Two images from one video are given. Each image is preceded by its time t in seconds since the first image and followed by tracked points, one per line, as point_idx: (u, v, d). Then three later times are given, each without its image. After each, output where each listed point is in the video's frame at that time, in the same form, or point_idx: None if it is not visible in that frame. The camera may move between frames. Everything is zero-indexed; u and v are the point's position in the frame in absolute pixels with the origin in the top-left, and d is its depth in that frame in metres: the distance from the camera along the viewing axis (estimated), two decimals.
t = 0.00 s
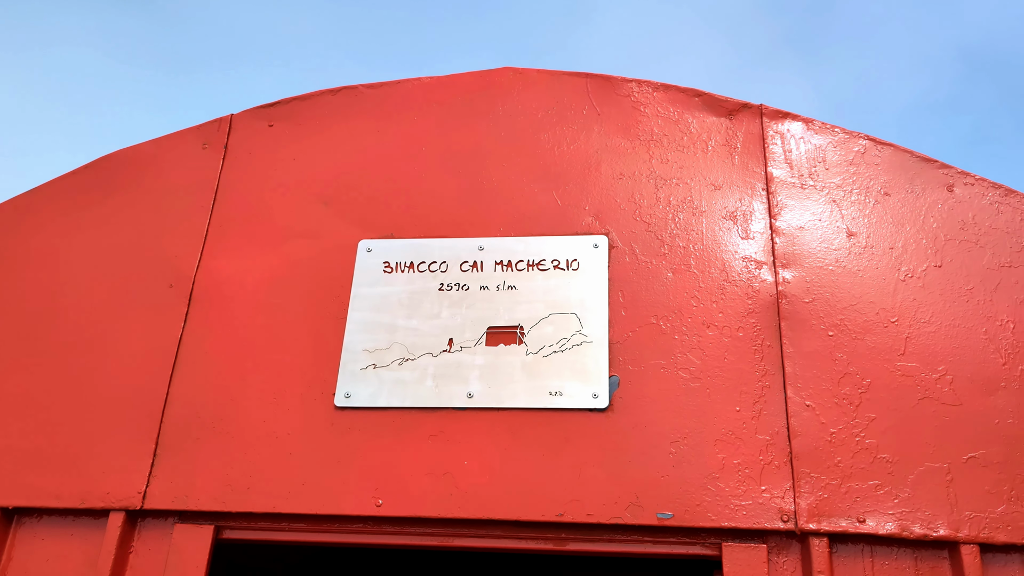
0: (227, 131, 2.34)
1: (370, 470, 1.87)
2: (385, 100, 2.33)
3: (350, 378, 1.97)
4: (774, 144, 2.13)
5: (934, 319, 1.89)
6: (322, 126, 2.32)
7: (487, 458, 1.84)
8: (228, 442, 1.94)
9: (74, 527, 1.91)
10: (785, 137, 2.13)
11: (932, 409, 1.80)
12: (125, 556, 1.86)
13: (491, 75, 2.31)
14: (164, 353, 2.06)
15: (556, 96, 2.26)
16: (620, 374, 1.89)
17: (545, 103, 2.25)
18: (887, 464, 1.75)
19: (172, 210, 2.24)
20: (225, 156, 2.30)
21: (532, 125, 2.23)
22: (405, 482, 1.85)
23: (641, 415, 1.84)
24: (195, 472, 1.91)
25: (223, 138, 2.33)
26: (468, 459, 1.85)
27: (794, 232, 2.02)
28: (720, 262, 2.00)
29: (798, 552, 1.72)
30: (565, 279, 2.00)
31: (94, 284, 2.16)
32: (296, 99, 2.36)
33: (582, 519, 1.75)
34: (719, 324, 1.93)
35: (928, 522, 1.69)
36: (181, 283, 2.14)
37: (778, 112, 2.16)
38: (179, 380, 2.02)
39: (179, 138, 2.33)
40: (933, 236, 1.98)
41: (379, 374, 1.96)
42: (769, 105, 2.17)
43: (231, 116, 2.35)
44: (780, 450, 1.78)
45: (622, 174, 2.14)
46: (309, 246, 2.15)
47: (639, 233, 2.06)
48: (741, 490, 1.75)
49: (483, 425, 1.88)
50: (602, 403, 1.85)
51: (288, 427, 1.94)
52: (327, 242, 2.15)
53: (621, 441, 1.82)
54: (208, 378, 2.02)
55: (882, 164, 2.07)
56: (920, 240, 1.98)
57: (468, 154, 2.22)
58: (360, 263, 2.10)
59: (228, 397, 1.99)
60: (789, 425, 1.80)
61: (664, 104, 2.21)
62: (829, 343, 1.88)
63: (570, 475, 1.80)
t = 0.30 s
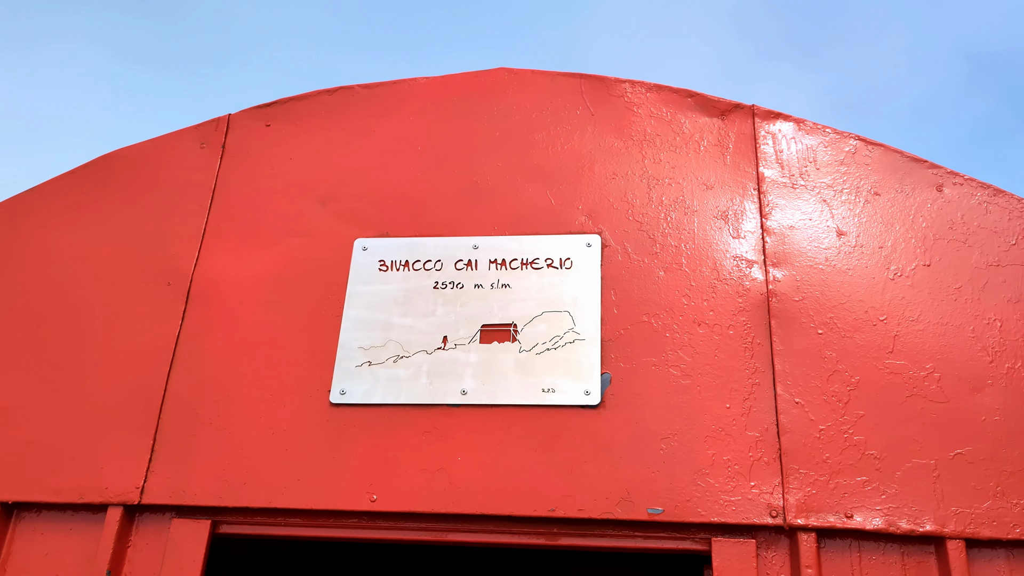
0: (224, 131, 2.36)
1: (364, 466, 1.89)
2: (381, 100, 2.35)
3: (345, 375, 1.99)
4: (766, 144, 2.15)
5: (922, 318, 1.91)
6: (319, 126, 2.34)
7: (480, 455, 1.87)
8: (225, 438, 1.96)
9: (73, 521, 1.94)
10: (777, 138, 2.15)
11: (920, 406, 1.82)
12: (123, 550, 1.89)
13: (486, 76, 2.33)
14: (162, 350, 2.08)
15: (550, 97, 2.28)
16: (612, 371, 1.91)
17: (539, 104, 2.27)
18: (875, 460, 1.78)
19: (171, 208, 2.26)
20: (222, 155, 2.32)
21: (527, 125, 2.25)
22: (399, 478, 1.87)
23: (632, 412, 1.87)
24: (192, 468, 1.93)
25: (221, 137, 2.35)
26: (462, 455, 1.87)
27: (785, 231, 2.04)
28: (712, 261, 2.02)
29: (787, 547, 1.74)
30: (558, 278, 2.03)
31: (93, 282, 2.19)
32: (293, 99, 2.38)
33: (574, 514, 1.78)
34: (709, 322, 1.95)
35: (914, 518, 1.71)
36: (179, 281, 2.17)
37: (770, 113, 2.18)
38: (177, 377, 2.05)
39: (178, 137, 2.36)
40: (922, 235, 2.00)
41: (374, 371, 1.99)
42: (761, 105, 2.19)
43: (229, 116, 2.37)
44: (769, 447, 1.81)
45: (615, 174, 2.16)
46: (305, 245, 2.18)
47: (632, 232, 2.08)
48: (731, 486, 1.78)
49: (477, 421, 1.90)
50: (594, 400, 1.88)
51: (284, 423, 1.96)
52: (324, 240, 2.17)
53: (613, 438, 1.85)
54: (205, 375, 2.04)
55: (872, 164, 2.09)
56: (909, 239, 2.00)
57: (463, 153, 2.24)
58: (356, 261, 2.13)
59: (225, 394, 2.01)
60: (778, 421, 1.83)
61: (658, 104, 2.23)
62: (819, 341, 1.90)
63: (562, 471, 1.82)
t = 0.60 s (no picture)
0: (216, 122, 2.37)
1: (354, 453, 1.91)
2: (372, 92, 2.37)
3: (335, 364, 2.01)
4: (752, 137, 2.17)
5: (904, 309, 1.94)
6: (310, 118, 2.35)
7: (468, 442, 1.89)
8: (216, 426, 1.98)
9: (64, 508, 1.96)
10: (763, 131, 2.18)
11: (901, 396, 1.85)
12: (114, 536, 1.91)
13: (476, 69, 2.35)
14: (153, 339, 2.10)
15: (540, 90, 2.30)
16: (599, 361, 1.94)
17: (528, 97, 2.29)
18: (856, 449, 1.80)
19: (163, 199, 2.28)
20: (214, 146, 2.34)
21: (516, 118, 2.27)
22: (388, 466, 1.89)
23: (618, 400, 1.89)
24: (183, 455, 1.95)
25: (213, 129, 2.36)
26: (450, 443, 1.90)
27: (770, 224, 2.07)
28: (698, 253, 2.05)
29: (769, 534, 1.77)
30: (546, 269, 2.05)
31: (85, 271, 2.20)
32: (284, 91, 2.39)
33: (560, 501, 1.80)
34: (695, 313, 1.97)
35: (895, 505, 1.74)
36: (170, 271, 2.18)
37: (756, 106, 2.20)
38: (168, 366, 2.06)
39: (169, 128, 2.37)
40: (905, 227, 2.03)
41: (363, 360, 2.01)
42: (747, 99, 2.21)
43: (221, 107, 2.38)
44: (753, 436, 1.84)
45: (604, 166, 2.18)
46: (296, 235, 2.19)
47: (619, 224, 2.10)
48: (714, 474, 1.80)
49: (465, 410, 1.92)
50: (581, 389, 1.90)
51: (275, 411, 1.98)
52: (314, 231, 2.19)
53: (599, 426, 1.87)
54: (196, 363, 2.06)
55: (857, 157, 2.12)
56: (892, 232, 2.03)
57: (453, 146, 2.26)
58: (347, 252, 2.15)
59: (216, 382, 2.03)
60: (761, 411, 1.85)
61: (646, 98, 2.26)
62: (802, 332, 1.93)
63: (548, 459, 1.85)
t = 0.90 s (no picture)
0: (203, 112, 2.37)
1: (339, 442, 1.93)
2: (359, 83, 2.37)
3: (321, 354, 2.02)
4: (736, 132, 2.20)
5: (884, 302, 1.97)
6: (297, 109, 2.36)
7: (453, 432, 1.91)
8: (202, 415, 1.99)
9: (50, 496, 1.96)
10: (747, 126, 2.20)
11: (880, 388, 1.88)
12: (100, 524, 1.92)
13: (463, 61, 2.36)
14: (139, 328, 2.10)
15: (526, 83, 2.31)
16: (583, 352, 1.96)
17: (515, 90, 2.31)
18: (836, 440, 1.83)
19: (149, 188, 2.28)
20: (201, 136, 2.34)
21: (503, 110, 2.29)
22: (373, 455, 1.91)
23: (602, 391, 1.92)
24: (169, 443, 1.96)
25: (200, 118, 2.36)
26: (435, 432, 1.92)
27: (753, 217, 2.09)
28: (682, 245, 2.07)
29: (749, 523, 1.80)
30: (532, 261, 2.07)
31: (71, 260, 2.20)
32: (271, 81, 2.39)
33: (543, 490, 1.83)
34: (678, 305, 2.00)
35: (872, 495, 1.77)
36: (156, 261, 2.19)
37: (740, 101, 2.23)
38: (154, 354, 2.07)
39: (156, 118, 2.37)
40: (886, 222, 2.06)
41: (349, 350, 2.02)
42: (732, 94, 2.23)
43: (208, 97, 2.38)
44: (734, 426, 1.86)
45: (589, 159, 2.20)
46: (283, 226, 2.20)
47: (604, 217, 2.12)
48: (696, 464, 1.83)
49: (450, 400, 1.94)
50: (565, 380, 1.92)
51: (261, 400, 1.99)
52: (301, 221, 2.20)
53: (583, 416, 1.89)
54: (182, 352, 2.07)
55: (839, 153, 2.15)
56: (873, 226, 2.06)
57: (440, 138, 2.27)
58: (333, 242, 2.16)
59: (202, 371, 2.04)
60: (742, 402, 1.88)
61: (631, 92, 2.27)
62: (783, 325, 1.95)
63: (532, 448, 1.87)
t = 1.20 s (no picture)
0: (191, 103, 2.38)
1: (326, 432, 1.95)
2: (347, 76, 2.38)
3: (308, 344, 2.04)
4: (718, 129, 2.23)
5: (861, 298, 2.02)
6: (285, 101, 2.37)
7: (439, 422, 1.94)
8: (189, 404, 2.00)
9: (36, 484, 1.97)
10: (729, 123, 2.24)
11: (856, 380, 1.92)
12: (86, 512, 1.93)
13: (450, 56, 2.39)
14: (126, 318, 2.11)
15: (513, 78, 2.34)
16: (567, 344, 1.99)
17: (502, 84, 2.33)
18: (813, 431, 1.88)
19: (136, 178, 2.29)
20: (189, 127, 2.35)
21: (489, 105, 2.31)
22: (359, 444, 1.93)
23: (585, 382, 1.95)
24: (157, 432, 1.98)
25: (187, 110, 2.37)
26: (421, 422, 1.94)
27: (734, 213, 2.13)
28: (665, 240, 2.10)
29: (728, 512, 1.84)
30: (517, 254, 2.09)
31: (58, 250, 2.21)
32: (259, 73, 2.40)
33: (527, 480, 1.86)
34: (660, 299, 2.03)
35: (849, 485, 1.82)
36: (144, 251, 2.20)
37: (723, 99, 2.26)
38: (142, 344, 2.08)
39: (144, 108, 2.37)
40: (864, 219, 2.10)
41: (336, 341, 2.04)
42: (715, 91, 2.26)
43: (195, 88, 2.39)
44: (714, 417, 1.90)
45: (574, 154, 2.23)
46: (270, 217, 2.22)
47: (589, 212, 2.15)
48: (677, 454, 1.86)
49: (436, 390, 1.97)
50: (549, 371, 1.95)
51: (248, 390, 2.01)
52: (288, 213, 2.22)
53: (567, 407, 1.92)
54: (169, 342, 2.08)
55: (819, 150, 2.19)
56: (852, 223, 2.10)
57: (427, 131, 2.29)
58: (320, 234, 2.18)
59: (189, 360, 2.06)
60: (723, 393, 1.92)
61: (616, 88, 2.30)
62: (763, 318, 1.99)
63: (517, 438, 1.90)
